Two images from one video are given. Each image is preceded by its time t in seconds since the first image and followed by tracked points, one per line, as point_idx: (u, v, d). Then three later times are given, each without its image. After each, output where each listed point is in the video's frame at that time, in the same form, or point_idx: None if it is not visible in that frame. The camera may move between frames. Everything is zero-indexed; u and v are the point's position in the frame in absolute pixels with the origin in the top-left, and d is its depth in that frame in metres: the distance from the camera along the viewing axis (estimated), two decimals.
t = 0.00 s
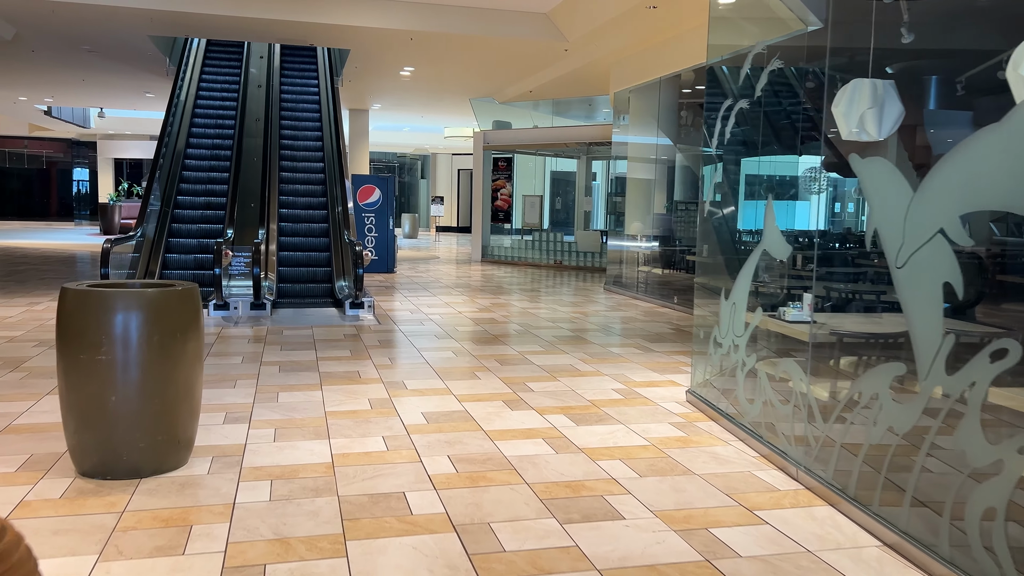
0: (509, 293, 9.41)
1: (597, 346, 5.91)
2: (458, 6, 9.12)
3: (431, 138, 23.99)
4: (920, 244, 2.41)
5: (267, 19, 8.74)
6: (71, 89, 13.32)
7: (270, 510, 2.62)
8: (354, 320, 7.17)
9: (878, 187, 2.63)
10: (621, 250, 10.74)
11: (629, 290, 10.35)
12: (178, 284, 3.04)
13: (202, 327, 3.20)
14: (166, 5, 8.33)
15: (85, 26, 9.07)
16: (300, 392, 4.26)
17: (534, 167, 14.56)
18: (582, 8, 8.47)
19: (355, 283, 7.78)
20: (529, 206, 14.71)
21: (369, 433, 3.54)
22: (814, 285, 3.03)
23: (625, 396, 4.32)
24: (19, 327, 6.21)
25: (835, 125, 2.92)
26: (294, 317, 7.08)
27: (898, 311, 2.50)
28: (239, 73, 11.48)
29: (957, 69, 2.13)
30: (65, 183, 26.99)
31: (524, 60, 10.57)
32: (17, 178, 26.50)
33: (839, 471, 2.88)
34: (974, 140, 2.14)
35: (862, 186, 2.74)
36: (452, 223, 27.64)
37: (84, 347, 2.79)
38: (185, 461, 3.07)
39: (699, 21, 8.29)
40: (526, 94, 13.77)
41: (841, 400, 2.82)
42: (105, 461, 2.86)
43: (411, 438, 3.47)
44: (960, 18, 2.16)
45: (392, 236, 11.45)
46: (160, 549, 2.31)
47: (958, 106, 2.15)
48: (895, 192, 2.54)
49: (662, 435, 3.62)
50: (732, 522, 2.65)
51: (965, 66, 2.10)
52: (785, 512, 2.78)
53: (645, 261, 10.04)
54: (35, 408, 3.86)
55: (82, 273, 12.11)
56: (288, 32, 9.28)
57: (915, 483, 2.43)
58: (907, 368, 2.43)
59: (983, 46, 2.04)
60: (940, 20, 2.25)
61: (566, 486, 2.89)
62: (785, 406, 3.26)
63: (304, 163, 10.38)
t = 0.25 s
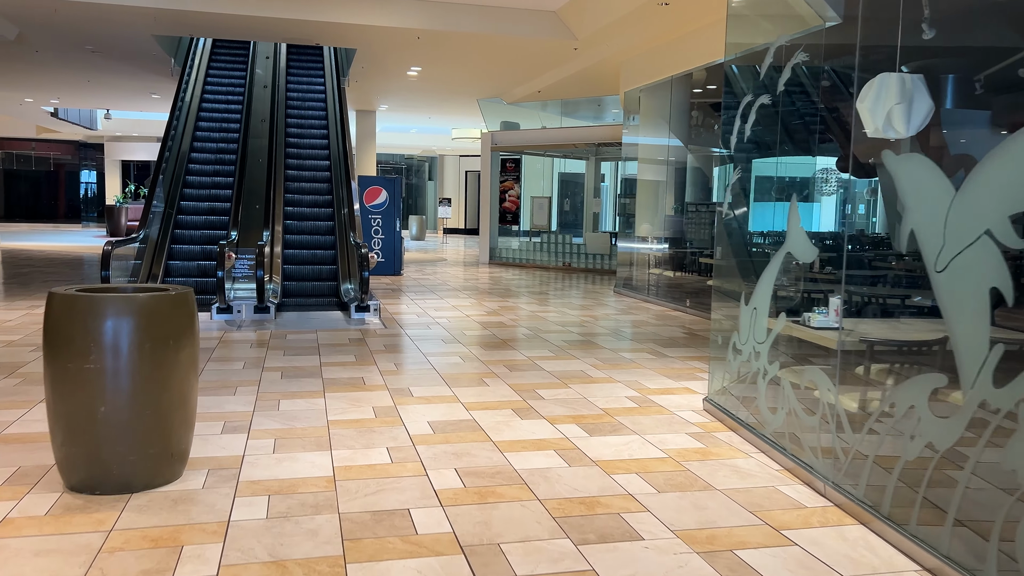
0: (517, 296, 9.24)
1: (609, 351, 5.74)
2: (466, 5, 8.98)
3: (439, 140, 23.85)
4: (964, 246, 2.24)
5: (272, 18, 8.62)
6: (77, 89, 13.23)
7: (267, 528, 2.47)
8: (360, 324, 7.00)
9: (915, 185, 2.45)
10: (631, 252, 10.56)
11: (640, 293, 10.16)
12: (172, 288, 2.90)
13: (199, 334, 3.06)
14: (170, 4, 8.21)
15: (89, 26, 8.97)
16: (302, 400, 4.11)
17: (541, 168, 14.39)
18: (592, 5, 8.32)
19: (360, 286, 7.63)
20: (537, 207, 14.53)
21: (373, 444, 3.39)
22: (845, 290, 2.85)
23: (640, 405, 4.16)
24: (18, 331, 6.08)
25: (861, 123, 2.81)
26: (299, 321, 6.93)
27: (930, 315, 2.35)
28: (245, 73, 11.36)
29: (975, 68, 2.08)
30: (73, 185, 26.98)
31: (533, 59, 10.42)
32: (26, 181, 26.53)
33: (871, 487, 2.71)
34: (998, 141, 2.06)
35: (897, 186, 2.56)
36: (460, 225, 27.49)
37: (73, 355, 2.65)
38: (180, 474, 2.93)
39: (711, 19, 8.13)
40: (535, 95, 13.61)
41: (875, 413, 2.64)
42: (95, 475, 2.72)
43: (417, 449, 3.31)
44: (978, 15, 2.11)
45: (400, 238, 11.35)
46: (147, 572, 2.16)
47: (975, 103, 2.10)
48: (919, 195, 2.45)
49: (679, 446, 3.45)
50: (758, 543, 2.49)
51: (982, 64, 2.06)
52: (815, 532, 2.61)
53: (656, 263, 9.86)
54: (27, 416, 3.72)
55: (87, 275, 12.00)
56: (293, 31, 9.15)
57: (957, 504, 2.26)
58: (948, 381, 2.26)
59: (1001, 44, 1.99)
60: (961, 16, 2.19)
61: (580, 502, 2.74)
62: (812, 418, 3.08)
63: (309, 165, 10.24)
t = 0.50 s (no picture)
0: (525, 299, 9.08)
1: (620, 357, 5.57)
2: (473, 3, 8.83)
3: (446, 141, 23.72)
4: (1013, 252, 2.06)
5: (277, 17, 8.49)
6: (82, 91, 13.15)
7: (261, 553, 2.32)
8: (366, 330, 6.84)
9: (956, 185, 2.27)
10: (641, 254, 10.38)
11: (650, 296, 9.97)
12: (165, 296, 2.75)
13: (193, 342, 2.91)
14: (172, 3, 8.09)
15: (91, 26, 8.86)
16: (303, 409, 3.96)
17: (549, 170, 14.26)
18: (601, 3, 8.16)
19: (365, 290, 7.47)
20: (544, 209, 14.36)
21: (376, 458, 3.24)
22: (878, 297, 2.67)
23: (654, 415, 3.99)
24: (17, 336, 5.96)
25: (885, 119, 2.69)
26: (302, 327, 6.77)
27: (956, 321, 2.23)
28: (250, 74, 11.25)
29: (993, 66, 2.04)
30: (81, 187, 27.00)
31: (541, 59, 10.27)
32: (34, 183, 26.56)
33: (906, 508, 2.54)
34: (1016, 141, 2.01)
35: (935, 187, 2.38)
36: (467, 227, 27.35)
37: (58, 367, 2.50)
38: (171, 491, 2.78)
39: (723, 17, 7.96)
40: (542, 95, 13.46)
41: (911, 430, 2.47)
42: (81, 494, 2.57)
43: (422, 463, 3.16)
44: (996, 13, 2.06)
45: (405, 240, 11.17)
46: None
47: (994, 104, 2.05)
48: (932, 197, 2.40)
49: (697, 461, 3.29)
50: (786, 569, 2.32)
51: (1002, 63, 2.01)
52: (846, 557, 2.44)
53: (666, 266, 9.69)
54: (17, 428, 3.57)
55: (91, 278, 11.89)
56: (298, 30, 9.02)
57: (1005, 532, 2.08)
58: (996, 397, 2.08)
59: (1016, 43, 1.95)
60: (982, 13, 2.14)
61: (595, 523, 2.57)
62: (841, 432, 2.91)
63: (315, 167, 10.10)
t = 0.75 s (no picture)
0: (532, 303, 8.93)
1: (630, 363, 5.41)
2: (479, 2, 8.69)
3: (451, 143, 23.60)
4: None
5: (280, 16, 8.37)
6: (85, 91, 13.06)
7: None
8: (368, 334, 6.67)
9: (995, 183, 2.10)
10: (649, 256, 10.20)
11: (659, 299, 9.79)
12: (153, 302, 2.61)
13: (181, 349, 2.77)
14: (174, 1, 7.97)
15: (92, 25, 8.75)
16: (302, 419, 3.81)
17: (556, 171, 14.17)
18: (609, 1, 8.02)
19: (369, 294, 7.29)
20: (551, 210, 14.25)
21: (376, 471, 3.09)
22: (907, 304, 2.50)
23: (667, 426, 3.83)
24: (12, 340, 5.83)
25: (912, 117, 2.55)
26: (304, 331, 6.62)
27: (994, 330, 2.06)
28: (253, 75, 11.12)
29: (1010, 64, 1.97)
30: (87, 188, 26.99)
31: (548, 58, 10.13)
32: (41, 184, 26.56)
33: (941, 530, 2.37)
34: None
35: (971, 186, 2.20)
36: (473, 229, 27.22)
37: (37, 379, 2.36)
38: (160, 507, 2.64)
39: (734, 15, 7.80)
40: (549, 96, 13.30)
41: (946, 447, 2.30)
42: (62, 513, 2.43)
43: (424, 477, 3.01)
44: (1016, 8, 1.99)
45: (410, 242, 11.05)
46: None
47: (1011, 104, 1.98)
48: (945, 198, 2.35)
49: (713, 476, 3.13)
50: None
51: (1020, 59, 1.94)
52: None
53: (675, 268, 9.52)
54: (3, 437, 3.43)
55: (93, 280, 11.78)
56: (302, 29, 8.90)
57: None
58: None
59: None
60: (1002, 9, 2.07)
61: (607, 545, 2.42)
62: (868, 447, 2.74)
63: (318, 169, 9.96)
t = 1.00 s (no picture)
0: (538, 305, 8.75)
1: (638, 369, 5.22)
2: None
3: (457, 144, 23.45)
4: None
5: (281, 13, 8.22)
6: (87, 91, 12.95)
7: None
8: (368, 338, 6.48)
9: None
10: (657, 258, 9.99)
11: (668, 303, 9.59)
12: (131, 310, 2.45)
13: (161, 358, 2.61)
14: None
15: (90, 23, 8.61)
16: (295, 429, 3.65)
17: (563, 172, 14.07)
18: None
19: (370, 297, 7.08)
20: (556, 211, 14.12)
21: (371, 487, 2.91)
22: (937, 311, 2.32)
23: (678, 437, 3.65)
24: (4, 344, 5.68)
25: (939, 113, 2.37)
26: (303, 335, 6.45)
27: None
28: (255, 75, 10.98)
29: None
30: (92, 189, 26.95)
31: (553, 56, 9.96)
32: (46, 186, 26.52)
33: (979, 556, 2.18)
34: None
35: (1010, 179, 1.98)
36: (478, 230, 27.05)
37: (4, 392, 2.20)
38: (138, 528, 2.49)
39: (741, 12, 7.64)
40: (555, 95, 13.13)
41: (983, 466, 2.10)
42: (31, 536, 2.27)
43: (421, 494, 2.83)
44: None
45: (415, 243, 10.87)
46: None
47: None
48: (955, 197, 2.25)
49: (728, 492, 2.95)
50: None
51: None
52: None
53: (682, 270, 9.32)
54: None
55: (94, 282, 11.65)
56: (303, 27, 8.75)
57: None
58: None
59: None
60: None
61: (615, 572, 2.25)
62: (897, 464, 2.55)
63: (321, 170, 9.80)
